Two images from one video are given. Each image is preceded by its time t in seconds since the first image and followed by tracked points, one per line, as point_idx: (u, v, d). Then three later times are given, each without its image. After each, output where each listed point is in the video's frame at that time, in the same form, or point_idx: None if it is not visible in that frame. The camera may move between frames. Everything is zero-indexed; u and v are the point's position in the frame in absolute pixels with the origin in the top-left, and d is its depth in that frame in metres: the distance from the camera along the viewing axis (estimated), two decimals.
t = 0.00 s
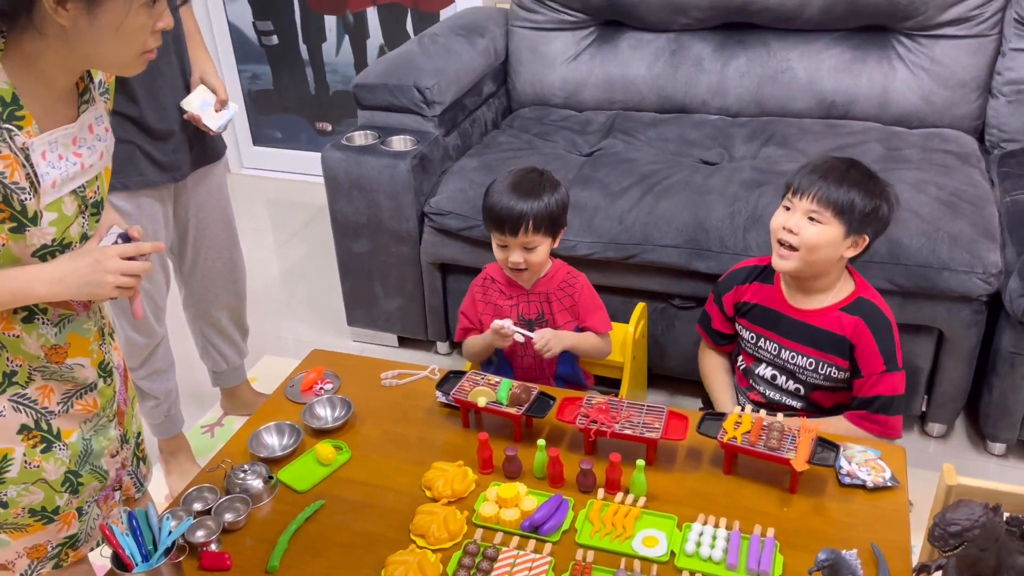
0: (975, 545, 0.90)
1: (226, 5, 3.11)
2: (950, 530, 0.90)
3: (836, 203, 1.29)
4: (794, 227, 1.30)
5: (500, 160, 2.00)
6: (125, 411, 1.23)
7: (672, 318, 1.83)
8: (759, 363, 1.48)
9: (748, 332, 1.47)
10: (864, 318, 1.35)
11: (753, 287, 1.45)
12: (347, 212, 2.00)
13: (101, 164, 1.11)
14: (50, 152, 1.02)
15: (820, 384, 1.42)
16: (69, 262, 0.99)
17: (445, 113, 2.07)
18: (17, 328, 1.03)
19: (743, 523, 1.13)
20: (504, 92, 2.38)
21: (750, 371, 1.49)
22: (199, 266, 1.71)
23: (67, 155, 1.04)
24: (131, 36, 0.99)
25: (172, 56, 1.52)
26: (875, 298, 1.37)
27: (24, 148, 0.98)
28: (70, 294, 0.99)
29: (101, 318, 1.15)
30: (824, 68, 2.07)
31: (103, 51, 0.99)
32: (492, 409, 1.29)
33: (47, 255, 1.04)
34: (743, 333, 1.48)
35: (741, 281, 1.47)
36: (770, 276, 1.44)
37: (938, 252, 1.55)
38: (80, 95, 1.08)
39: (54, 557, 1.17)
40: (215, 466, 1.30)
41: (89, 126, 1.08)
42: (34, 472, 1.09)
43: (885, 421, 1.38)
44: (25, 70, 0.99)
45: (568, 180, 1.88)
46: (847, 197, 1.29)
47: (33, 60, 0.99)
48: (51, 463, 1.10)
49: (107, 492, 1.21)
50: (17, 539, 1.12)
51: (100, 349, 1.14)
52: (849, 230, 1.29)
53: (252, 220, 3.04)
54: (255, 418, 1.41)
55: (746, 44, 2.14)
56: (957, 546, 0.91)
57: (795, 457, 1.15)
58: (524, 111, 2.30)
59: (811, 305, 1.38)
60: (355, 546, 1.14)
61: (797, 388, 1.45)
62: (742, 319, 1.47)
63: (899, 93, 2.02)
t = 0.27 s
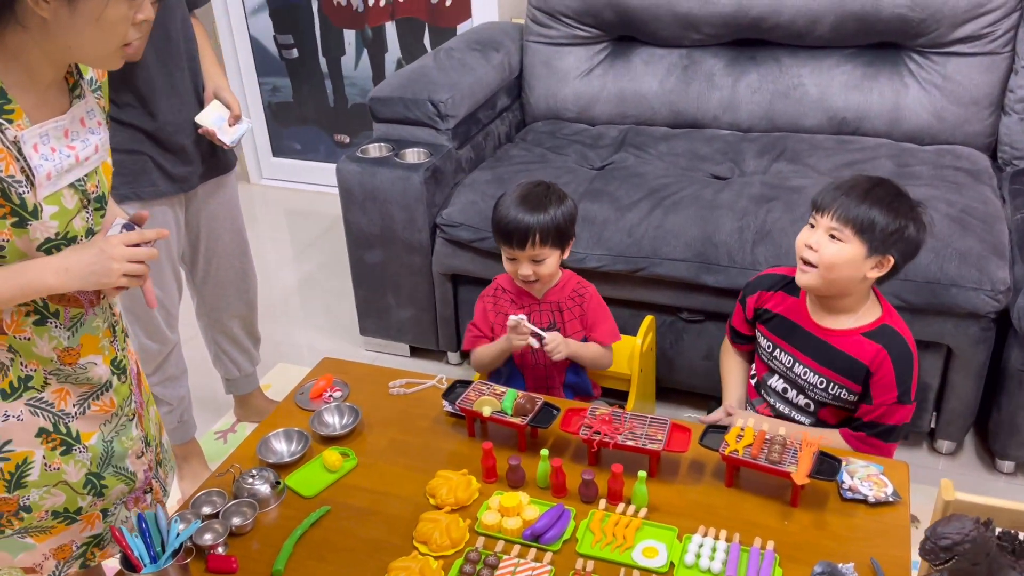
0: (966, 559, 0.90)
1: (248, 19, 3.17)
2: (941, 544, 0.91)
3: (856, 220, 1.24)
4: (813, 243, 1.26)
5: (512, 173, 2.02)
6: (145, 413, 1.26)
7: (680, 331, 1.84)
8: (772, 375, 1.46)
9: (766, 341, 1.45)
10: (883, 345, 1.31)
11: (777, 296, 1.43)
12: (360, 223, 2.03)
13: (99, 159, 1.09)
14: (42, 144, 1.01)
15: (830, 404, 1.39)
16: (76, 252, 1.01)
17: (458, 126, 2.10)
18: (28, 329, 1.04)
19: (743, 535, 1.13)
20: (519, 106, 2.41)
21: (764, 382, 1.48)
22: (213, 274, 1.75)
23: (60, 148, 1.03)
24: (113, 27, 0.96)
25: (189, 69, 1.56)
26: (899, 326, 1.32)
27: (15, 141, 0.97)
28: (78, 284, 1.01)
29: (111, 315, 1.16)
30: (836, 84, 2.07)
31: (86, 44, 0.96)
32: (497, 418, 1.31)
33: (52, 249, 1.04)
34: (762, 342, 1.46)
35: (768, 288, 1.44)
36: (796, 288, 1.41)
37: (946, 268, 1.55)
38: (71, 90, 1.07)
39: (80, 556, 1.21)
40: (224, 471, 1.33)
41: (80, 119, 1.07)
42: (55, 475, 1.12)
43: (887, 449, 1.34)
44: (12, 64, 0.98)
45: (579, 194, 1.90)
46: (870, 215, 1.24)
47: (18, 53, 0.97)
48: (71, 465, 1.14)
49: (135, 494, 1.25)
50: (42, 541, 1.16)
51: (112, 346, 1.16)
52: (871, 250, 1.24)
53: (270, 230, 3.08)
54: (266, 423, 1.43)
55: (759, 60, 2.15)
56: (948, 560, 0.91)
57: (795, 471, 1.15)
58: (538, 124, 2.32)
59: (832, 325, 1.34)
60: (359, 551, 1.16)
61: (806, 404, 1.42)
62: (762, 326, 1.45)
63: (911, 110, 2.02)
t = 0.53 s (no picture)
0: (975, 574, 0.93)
1: (271, 30, 3.22)
2: (952, 559, 0.93)
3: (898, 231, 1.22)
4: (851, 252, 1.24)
5: (529, 184, 2.03)
6: (163, 413, 1.28)
7: (696, 343, 1.83)
8: (815, 401, 1.42)
9: (807, 367, 1.40)
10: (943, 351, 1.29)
11: (813, 318, 1.38)
12: (379, 232, 2.05)
13: (111, 156, 1.11)
14: (53, 142, 1.02)
15: (885, 419, 1.36)
16: (92, 252, 1.03)
17: (477, 137, 2.11)
18: (44, 332, 1.06)
19: (755, 549, 1.13)
20: (538, 118, 2.42)
21: (804, 408, 1.44)
22: (232, 283, 1.77)
23: (71, 146, 1.04)
24: (113, 29, 0.98)
25: (211, 78, 1.59)
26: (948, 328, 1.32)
27: (26, 140, 0.98)
28: (94, 283, 1.03)
29: (126, 313, 1.18)
30: (855, 98, 2.07)
31: (87, 46, 0.98)
32: (510, 427, 1.31)
33: (66, 247, 1.06)
34: (800, 368, 1.41)
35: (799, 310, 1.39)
36: (831, 306, 1.36)
37: (965, 283, 1.54)
38: (81, 90, 1.09)
39: (104, 559, 1.24)
40: (240, 475, 1.34)
41: (91, 118, 1.08)
42: (74, 476, 1.14)
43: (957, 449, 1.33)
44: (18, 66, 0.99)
45: (596, 205, 1.90)
46: (912, 225, 1.22)
47: (23, 56, 0.99)
48: (89, 466, 1.15)
49: (156, 494, 1.27)
50: (64, 543, 1.18)
51: (127, 344, 1.17)
52: (912, 261, 1.22)
53: (290, 238, 3.11)
54: (282, 429, 1.45)
55: (778, 74, 2.15)
56: None
57: (809, 485, 1.15)
58: (556, 136, 2.33)
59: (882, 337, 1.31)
60: (371, 557, 1.16)
61: (858, 426, 1.39)
62: (800, 352, 1.40)
63: (931, 124, 2.01)
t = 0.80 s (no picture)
0: None
1: (295, 40, 3.25)
2: None
3: (869, 244, 1.22)
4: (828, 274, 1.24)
5: (549, 196, 2.03)
6: (179, 416, 1.29)
7: (713, 358, 1.82)
8: (832, 417, 1.40)
9: (817, 385, 1.38)
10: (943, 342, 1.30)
11: (813, 335, 1.36)
12: (398, 242, 2.06)
13: (133, 161, 1.13)
14: (75, 148, 1.03)
15: (905, 420, 1.35)
16: (113, 258, 1.04)
17: (497, 149, 2.12)
18: (66, 338, 1.08)
19: (770, 566, 1.12)
20: (558, 130, 2.43)
21: (823, 425, 1.41)
22: (252, 294, 1.79)
23: (92, 151, 1.06)
24: (128, 40, 0.99)
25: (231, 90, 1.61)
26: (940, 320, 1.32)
27: (48, 146, 1.00)
28: (115, 288, 1.04)
29: (144, 315, 1.19)
30: (877, 113, 2.06)
31: (102, 56, 0.99)
32: (526, 439, 1.31)
33: (88, 252, 1.08)
34: (811, 387, 1.39)
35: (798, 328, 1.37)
36: (829, 320, 1.35)
37: (986, 301, 1.53)
38: (100, 95, 1.10)
39: (125, 561, 1.25)
40: (256, 483, 1.35)
41: (110, 122, 1.10)
42: (95, 481, 1.15)
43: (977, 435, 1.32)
44: (35, 73, 1.01)
45: (614, 218, 1.90)
46: (883, 235, 1.22)
47: (42, 64, 1.00)
48: (110, 471, 1.17)
49: (174, 496, 1.29)
50: (86, 547, 1.19)
51: (146, 347, 1.19)
52: (890, 267, 1.22)
53: (310, 247, 3.13)
54: (299, 437, 1.46)
55: (799, 88, 2.14)
56: None
57: (826, 503, 1.14)
58: (576, 148, 2.34)
59: (880, 341, 1.31)
60: (385, 567, 1.17)
61: (881, 434, 1.37)
62: (806, 371, 1.38)
63: (953, 140, 1.99)
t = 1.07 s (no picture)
0: None
1: (317, 47, 3.28)
2: None
3: (826, 273, 1.23)
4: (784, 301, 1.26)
5: (567, 205, 2.03)
6: (194, 423, 1.30)
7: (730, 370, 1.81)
8: (786, 432, 1.41)
9: (771, 401, 1.39)
10: (892, 363, 1.30)
11: (766, 352, 1.37)
12: (416, 249, 2.07)
13: (162, 176, 1.13)
14: (120, 168, 1.04)
15: (855, 437, 1.36)
16: (168, 285, 1.01)
17: (515, 157, 2.13)
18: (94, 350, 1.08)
19: None
20: (577, 139, 2.43)
21: (779, 441, 1.42)
22: (267, 303, 1.80)
23: (133, 169, 1.06)
24: (168, 69, 0.96)
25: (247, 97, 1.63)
26: (896, 339, 1.32)
27: (97, 168, 0.99)
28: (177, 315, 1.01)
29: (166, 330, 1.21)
30: (899, 125, 2.04)
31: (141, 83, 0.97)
32: (541, 450, 1.31)
33: (126, 265, 1.07)
34: (764, 403, 1.40)
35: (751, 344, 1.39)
36: (785, 339, 1.36)
37: (1009, 317, 1.51)
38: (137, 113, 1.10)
39: (144, 571, 1.26)
40: (271, 489, 1.36)
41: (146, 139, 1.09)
42: (115, 490, 1.16)
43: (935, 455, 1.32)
44: (74, 93, 0.99)
45: (632, 228, 1.90)
46: (839, 265, 1.23)
47: (87, 87, 0.99)
48: (130, 480, 1.17)
49: (190, 504, 1.30)
50: (105, 557, 1.20)
51: (167, 359, 1.20)
52: (846, 297, 1.23)
53: (329, 253, 3.15)
54: (314, 443, 1.46)
55: (820, 100, 2.13)
56: None
57: (843, 519, 1.13)
58: (594, 158, 2.34)
59: (833, 362, 1.32)
60: None
61: (833, 448, 1.38)
62: (762, 387, 1.39)
63: (976, 153, 1.97)
